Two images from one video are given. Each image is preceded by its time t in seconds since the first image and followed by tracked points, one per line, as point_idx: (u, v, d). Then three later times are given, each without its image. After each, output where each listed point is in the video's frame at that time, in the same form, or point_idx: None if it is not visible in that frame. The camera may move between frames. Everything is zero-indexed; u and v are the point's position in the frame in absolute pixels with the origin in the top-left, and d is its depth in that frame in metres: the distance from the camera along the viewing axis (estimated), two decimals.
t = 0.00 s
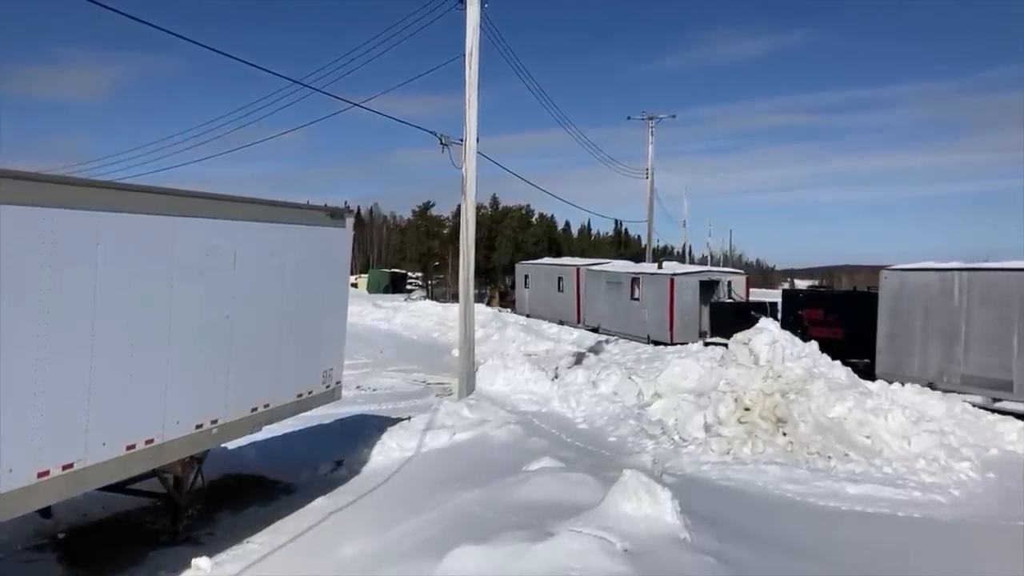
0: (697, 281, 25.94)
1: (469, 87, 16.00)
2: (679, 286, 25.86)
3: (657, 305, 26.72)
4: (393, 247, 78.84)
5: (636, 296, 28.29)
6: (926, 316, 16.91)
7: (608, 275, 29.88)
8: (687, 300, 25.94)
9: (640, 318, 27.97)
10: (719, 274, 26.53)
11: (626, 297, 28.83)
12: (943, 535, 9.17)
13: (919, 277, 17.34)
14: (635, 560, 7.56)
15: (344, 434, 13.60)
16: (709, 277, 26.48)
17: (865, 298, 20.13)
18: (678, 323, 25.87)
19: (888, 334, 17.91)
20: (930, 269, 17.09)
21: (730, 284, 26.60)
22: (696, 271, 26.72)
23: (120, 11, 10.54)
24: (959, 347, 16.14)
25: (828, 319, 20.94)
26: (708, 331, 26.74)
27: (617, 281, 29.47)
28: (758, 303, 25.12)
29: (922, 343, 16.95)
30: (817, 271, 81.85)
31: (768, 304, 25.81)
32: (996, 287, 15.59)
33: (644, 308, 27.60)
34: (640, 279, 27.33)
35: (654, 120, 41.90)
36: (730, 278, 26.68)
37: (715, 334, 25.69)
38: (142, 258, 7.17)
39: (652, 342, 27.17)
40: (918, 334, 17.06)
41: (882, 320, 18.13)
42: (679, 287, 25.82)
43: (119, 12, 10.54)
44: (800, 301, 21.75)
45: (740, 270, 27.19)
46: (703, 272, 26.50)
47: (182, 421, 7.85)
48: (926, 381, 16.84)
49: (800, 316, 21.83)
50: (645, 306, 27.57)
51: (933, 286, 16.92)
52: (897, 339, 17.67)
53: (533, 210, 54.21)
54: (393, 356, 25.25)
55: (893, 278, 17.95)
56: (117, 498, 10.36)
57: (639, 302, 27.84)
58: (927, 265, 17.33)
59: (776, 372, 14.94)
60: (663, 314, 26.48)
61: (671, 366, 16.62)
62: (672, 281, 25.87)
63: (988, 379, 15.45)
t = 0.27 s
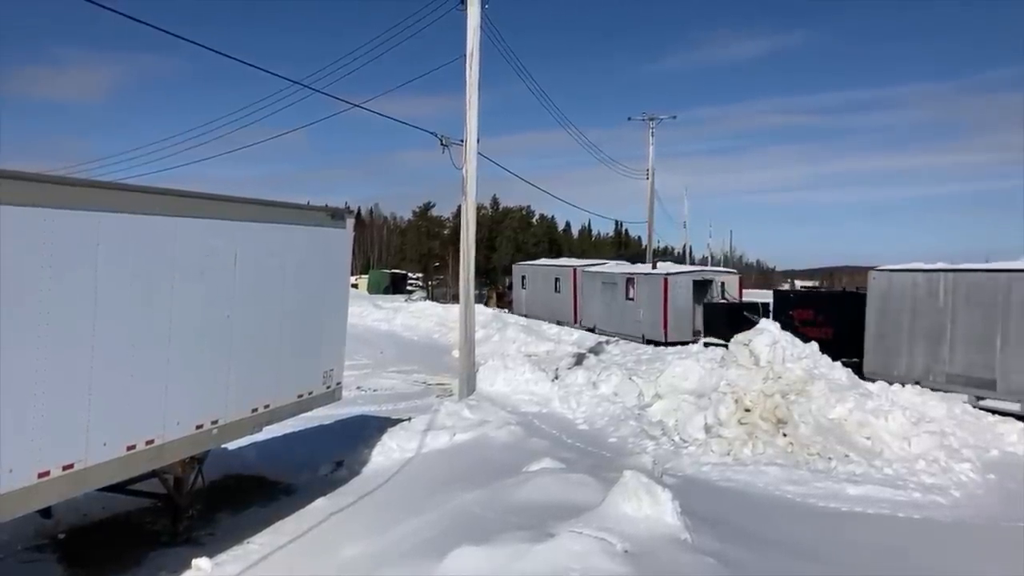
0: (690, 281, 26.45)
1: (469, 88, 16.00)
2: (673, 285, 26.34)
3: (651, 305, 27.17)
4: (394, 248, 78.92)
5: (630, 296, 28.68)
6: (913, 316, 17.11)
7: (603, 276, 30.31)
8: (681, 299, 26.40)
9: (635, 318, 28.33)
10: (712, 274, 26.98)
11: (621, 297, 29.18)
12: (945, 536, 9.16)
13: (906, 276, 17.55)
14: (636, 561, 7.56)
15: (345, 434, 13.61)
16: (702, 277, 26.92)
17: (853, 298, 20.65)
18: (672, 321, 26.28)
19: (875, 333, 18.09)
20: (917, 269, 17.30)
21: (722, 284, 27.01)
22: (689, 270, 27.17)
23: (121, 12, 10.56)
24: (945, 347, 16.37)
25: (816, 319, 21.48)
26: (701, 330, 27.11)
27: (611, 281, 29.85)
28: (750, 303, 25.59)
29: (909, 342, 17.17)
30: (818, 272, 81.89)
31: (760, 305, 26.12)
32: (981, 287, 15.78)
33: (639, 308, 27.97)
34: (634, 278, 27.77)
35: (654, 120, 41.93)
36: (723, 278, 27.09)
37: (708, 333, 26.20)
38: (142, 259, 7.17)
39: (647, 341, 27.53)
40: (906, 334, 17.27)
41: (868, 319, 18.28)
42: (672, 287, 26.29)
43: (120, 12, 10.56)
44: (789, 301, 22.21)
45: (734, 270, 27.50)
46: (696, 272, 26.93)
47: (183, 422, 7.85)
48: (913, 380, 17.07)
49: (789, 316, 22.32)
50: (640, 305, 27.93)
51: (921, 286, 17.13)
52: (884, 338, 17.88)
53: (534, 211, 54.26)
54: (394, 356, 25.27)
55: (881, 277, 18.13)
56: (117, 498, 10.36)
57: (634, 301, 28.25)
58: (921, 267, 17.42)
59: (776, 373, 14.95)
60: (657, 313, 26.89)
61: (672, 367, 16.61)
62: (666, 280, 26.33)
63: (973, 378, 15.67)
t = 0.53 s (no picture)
0: (684, 280, 26.86)
1: (470, 89, 16.01)
2: (666, 285, 26.74)
3: (646, 305, 27.57)
4: (394, 248, 78.96)
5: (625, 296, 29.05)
6: (900, 316, 17.37)
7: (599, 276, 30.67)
8: (675, 299, 26.79)
9: (630, 317, 28.68)
10: (706, 274, 27.42)
11: (616, 297, 29.52)
12: (945, 538, 9.15)
13: (893, 277, 17.77)
14: (636, 562, 7.57)
15: (346, 435, 13.61)
16: (696, 277, 27.34)
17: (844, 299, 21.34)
18: (666, 320, 26.66)
19: (863, 333, 18.35)
20: (904, 270, 17.54)
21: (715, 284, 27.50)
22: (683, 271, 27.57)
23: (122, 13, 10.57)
24: (931, 347, 16.64)
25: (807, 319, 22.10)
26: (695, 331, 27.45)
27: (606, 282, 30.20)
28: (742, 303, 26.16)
29: (896, 342, 17.44)
30: (818, 273, 81.93)
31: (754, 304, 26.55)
32: (966, 288, 16.06)
33: (633, 308, 28.32)
34: (629, 279, 28.11)
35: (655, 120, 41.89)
36: (717, 278, 27.54)
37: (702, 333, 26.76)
38: (143, 260, 7.19)
39: (642, 340, 27.92)
40: (893, 334, 17.54)
41: (856, 319, 18.54)
42: (666, 287, 26.68)
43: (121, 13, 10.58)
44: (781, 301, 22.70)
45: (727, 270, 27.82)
46: (689, 273, 27.32)
47: (184, 422, 7.86)
48: (900, 379, 17.35)
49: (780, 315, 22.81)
50: (635, 305, 28.29)
51: (907, 286, 17.38)
52: (872, 338, 18.14)
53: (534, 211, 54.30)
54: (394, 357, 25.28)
55: (869, 277, 18.34)
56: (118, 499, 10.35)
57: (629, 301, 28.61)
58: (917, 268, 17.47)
59: (777, 374, 14.96)
60: (651, 312, 27.27)
61: (672, 369, 16.60)
62: (660, 280, 26.72)
63: (957, 377, 15.95)
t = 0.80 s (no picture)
0: (677, 281, 27.36)
1: (471, 90, 16.01)
2: (660, 284, 27.20)
3: (641, 304, 28.01)
4: (394, 249, 79.00)
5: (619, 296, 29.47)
6: (886, 316, 17.46)
7: (595, 277, 31.07)
8: (668, 298, 27.27)
9: (624, 317, 29.11)
10: (699, 274, 27.90)
11: (611, 297, 29.94)
12: (946, 539, 9.15)
13: (879, 278, 17.87)
14: (637, 563, 7.56)
15: (345, 435, 13.62)
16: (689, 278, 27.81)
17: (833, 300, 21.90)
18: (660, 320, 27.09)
19: (850, 333, 18.34)
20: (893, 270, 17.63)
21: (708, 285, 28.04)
22: (675, 271, 28.02)
23: (123, 14, 10.56)
24: (917, 347, 16.77)
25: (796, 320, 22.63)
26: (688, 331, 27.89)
27: (601, 282, 30.61)
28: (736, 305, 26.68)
29: (883, 342, 17.52)
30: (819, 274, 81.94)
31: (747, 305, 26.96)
32: (951, 288, 16.31)
33: (628, 308, 28.76)
34: (624, 279, 28.52)
35: (656, 121, 41.78)
36: (710, 279, 28.05)
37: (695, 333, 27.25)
38: (144, 261, 7.19)
39: (637, 340, 28.35)
40: (879, 334, 17.61)
41: (844, 319, 18.54)
42: (660, 287, 27.16)
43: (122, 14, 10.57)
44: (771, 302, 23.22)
45: (720, 271, 28.23)
46: (683, 274, 27.77)
47: (184, 423, 7.86)
48: (886, 378, 17.42)
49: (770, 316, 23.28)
50: (629, 305, 28.72)
51: (893, 287, 17.50)
52: (859, 338, 18.15)
53: (534, 213, 54.35)
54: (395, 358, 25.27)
55: (858, 277, 18.32)
56: (119, 500, 10.35)
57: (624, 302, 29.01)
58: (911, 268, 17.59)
59: (777, 375, 14.97)
60: (645, 312, 27.72)
61: (672, 370, 16.59)
62: (654, 279, 27.20)
63: (943, 375, 16.14)
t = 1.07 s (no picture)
0: (672, 281, 27.82)
1: (471, 91, 16.02)
2: (655, 284, 27.65)
3: (636, 304, 28.43)
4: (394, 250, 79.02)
5: (615, 297, 29.86)
6: (874, 316, 18.07)
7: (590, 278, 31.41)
8: (663, 298, 27.70)
9: (620, 317, 29.50)
10: (693, 274, 28.36)
11: (606, 297, 30.31)
12: (947, 541, 9.14)
13: (868, 279, 18.47)
14: (637, 564, 7.56)
15: (345, 436, 13.63)
16: (683, 278, 28.25)
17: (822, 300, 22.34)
18: (655, 319, 27.50)
19: (841, 333, 19.03)
20: (881, 271, 18.16)
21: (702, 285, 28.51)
22: (669, 271, 28.44)
23: (123, 15, 10.56)
24: (904, 346, 17.30)
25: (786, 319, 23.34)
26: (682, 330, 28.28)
27: (597, 283, 30.96)
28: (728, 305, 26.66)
29: (870, 342, 18.13)
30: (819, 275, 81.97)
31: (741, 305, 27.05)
32: (937, 289, 16.72)
33: (623, 308, 29.13)
34: (619, 279, 28.94)
35: (655, 122, 41.76)
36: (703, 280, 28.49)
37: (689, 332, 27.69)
38: (145, 261, 7.20)
39: (632, 339, 28.75)
40: (868, 334, 18.23)
41: (834, 318, 19.26)
42: (655, 287, 27.60)
43: (122, 15, 10.57)
44: (763, 303, 24.09)
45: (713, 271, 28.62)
46: (676, 274, 28.21)
47: (184, 424, 7.86)
48: (875, 376, 18.03)
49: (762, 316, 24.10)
50: (624, 305, 29.11)
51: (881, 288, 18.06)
52: (848, 336, 18.81)
53: (534, 214, 54.37)
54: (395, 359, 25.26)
55: (847, 278, 18.97)
56: (119, 500, 10.35)
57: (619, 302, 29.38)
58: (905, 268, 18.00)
59: (777, 376, 14.98)
60: (640, 312, 28.13)
61: (672, 371, 16.59)
62: (649, 279, 27.65)
63: (928, 374, 16.63)
